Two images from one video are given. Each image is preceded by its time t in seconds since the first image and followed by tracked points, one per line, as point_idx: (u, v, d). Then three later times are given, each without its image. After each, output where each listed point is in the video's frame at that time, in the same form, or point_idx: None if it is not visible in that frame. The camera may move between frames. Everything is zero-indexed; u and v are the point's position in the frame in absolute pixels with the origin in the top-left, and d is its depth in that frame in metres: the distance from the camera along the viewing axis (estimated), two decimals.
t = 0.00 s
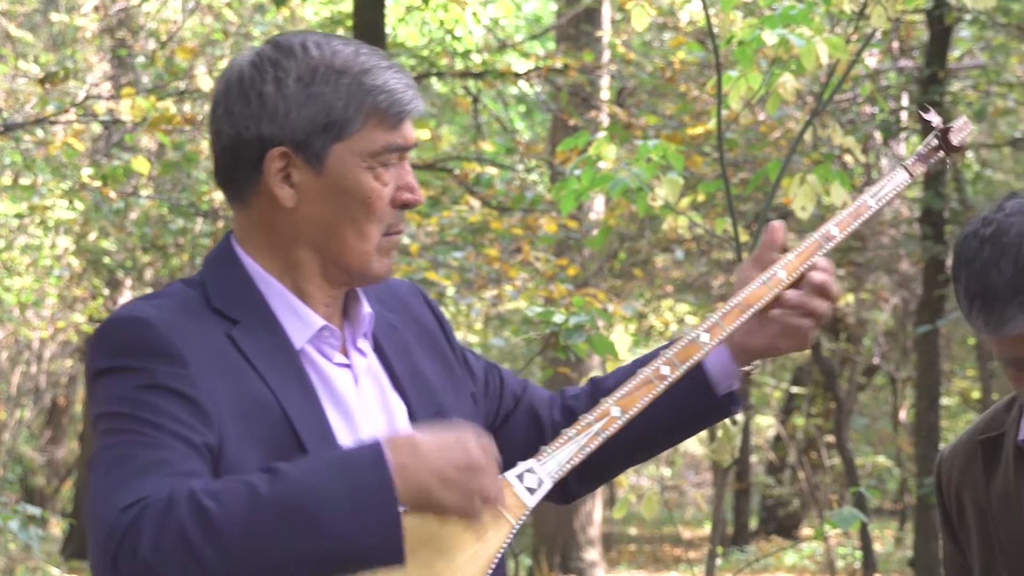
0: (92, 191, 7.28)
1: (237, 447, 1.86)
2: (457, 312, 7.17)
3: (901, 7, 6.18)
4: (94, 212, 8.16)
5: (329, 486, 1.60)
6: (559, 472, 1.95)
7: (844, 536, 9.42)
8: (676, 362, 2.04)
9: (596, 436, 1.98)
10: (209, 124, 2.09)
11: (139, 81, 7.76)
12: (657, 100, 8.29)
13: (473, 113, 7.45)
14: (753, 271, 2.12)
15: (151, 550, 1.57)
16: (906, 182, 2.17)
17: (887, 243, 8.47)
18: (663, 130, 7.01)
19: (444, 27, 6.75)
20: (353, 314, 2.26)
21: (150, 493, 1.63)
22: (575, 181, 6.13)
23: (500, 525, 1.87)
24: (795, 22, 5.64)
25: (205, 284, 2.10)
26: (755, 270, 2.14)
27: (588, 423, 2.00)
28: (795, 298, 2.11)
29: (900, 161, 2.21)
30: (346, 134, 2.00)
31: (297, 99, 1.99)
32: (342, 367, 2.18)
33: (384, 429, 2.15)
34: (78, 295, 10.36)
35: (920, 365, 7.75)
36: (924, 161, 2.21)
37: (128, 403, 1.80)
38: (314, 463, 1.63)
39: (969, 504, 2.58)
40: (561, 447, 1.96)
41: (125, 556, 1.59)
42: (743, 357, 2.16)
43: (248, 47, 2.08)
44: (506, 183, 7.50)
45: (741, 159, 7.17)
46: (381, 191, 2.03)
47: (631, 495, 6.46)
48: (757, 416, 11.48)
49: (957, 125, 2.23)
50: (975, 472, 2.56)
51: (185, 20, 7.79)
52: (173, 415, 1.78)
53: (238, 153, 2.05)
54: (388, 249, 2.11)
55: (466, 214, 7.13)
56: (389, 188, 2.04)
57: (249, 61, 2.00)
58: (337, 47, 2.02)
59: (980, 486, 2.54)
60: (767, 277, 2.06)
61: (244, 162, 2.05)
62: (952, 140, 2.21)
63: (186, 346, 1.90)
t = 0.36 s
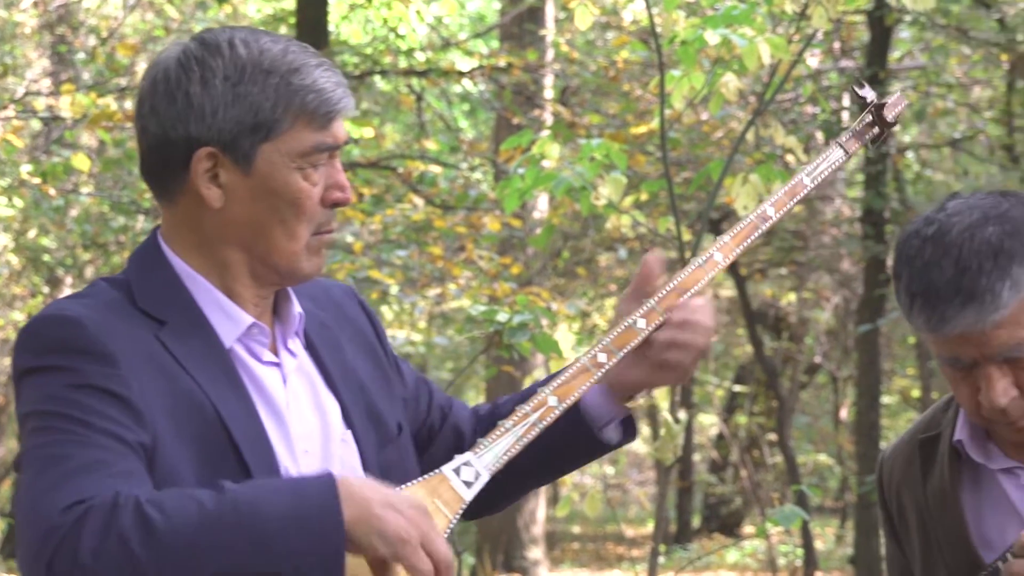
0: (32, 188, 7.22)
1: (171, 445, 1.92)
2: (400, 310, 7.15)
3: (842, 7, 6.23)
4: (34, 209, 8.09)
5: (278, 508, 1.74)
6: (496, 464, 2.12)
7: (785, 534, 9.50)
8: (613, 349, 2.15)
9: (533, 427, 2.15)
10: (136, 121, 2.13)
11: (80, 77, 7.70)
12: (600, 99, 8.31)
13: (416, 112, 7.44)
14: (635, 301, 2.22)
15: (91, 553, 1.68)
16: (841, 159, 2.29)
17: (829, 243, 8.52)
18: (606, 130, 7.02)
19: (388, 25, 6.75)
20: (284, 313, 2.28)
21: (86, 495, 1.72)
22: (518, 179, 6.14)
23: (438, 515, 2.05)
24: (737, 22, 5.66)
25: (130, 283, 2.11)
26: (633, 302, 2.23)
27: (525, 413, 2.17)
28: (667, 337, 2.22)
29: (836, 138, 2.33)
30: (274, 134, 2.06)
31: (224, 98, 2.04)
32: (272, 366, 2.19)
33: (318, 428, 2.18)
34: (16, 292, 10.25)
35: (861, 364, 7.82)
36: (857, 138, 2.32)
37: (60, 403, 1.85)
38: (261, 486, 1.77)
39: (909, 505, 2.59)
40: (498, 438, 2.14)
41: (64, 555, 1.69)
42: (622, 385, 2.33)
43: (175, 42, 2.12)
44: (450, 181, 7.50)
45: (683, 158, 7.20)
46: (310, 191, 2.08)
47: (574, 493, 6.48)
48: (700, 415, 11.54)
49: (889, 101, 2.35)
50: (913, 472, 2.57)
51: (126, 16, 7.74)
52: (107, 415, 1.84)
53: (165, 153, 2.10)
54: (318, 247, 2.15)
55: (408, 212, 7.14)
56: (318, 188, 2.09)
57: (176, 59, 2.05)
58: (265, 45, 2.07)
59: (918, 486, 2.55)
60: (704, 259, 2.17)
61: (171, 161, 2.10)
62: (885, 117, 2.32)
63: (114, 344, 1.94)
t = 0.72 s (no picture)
0: None
1: (123, 439, 1.95)
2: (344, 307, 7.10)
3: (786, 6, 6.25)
4: None
5: (229, 525, 1.78)
6: (445, 466, 2.12)
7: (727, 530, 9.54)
8: (561, 353, 2.14)
9: (482, 430, 2.13)
10: (106, 113, 2.18)
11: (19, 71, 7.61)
12: (544, 96, 8.30)
13: (361, 109, 7.43)
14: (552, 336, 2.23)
15: (42, 556, 1.68)
16: (786, 168, 2.25)
17: (771, 241, 8.57)
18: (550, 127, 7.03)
19: (332, 21, 6.72)
20: (242, 315, 2.37)
21: (40, 488, 1.72)
22: (462, 177, 6.13)
23: (387, 516, 2.05)
24: (681, 22, 5.65)
25: (91, 275, 2.16)
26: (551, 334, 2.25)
27: (475, 415, 2.14)
28: (592, 371, 2.23)
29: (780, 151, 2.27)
30: (246, 132, 2.14)
31: (198, 94, 2.11)
32: (228, 366, 2.28)
33: (272, 430, 2.27)
34: None
35: (803, 361, 7.87)
36: (802, 149, 2.26)
37: (14, 392, 1.85)
38: (222, 505, 1.80)
39: (848, 503, 2.60)
40: (449, 440, 2.13)
41: (13, 549, 1.69)
42: (552, 427, 2.31)
43: (147, 38, 2.19)
44: (394, 178, 7.50)
45: (627, 156, 7.22)
46: (277, 192, 2.17)
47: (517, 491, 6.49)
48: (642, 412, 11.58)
49: (832, 113, 2.29)
50: (852, 470, 2.59)
51: (66, 11, 7.65)
52: (61, 408, 1.85)
53: (135, 145, 2.16)
54: (280, 250, 2.24)
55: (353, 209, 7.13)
56: (286, 190, 2.18)
57: (152, 53, 2.11)
58: (243, 44, 2.15)
59: (857, 484, 2.57)
60: (650, 267, 2.16)
61: (140, 154, 2.16)
62: (829, 130, 2.26)
63: (72, 337, 1.96)
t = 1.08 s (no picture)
0: None
1: (61, 416, 2.01)
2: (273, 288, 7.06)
3: None
4: None
5: (155, 477, 1.85)
6: (383, 454, 2.26)
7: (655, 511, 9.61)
8: (503, 349, 2.31)
9: (421, 419, 2.27)
10: (59, 91, 2.22)
11: None
12: (475, 78, 8.28)
13: (291, 89, 7.39)
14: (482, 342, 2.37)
15: None
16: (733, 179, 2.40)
17: (700, 223, 8.62)
18: (480, 109, 7.02)
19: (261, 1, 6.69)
20: (189, 298, 2.38)
21: None
22: (392, 158, 6.11)
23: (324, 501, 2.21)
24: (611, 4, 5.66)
25: (38, 255, 2.19)
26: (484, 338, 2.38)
27: (415, 407, 2.28)
28: (517, 376, 2.33)
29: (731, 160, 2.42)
30: (198, 118, 2.18)
31: (152, 76, 2.16)
32: (172, 348, 2.30)
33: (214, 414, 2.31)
34: None
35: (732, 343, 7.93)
36: (750, 162, 2.39)
37: None
38: (149, 456, 1.88)
39: (775, 479, 2.70)
40: (388, 429, 2.27)
41: None
42: (480, 427, 2.42)
43: (104, 20, 2.23)
44: (324, 159, 7.48)
45: (558, 138, 7.22)
46: (225, 178, 2.20)
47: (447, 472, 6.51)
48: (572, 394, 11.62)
49: (784, 127, 2.41)
50: (779, 448, 2.68)
51: None
52: None
53: (85, 124, 2.18)
54: (226, 238, 2.27)
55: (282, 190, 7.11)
56: (234, 177, 2.22)
57: (108, 34, 2.16)
58: (200, 31, 2.21)
59: (784, 463, 2.67)
60: (596, 268, 2.35)
61: (89, 134, 2.19)
62: (779, 144, 2.39)
63: (12, 314, 2.03)
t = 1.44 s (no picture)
0: None
1: None
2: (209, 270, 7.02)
3: None
4: None
5: (68, 427, 1.96)
6: (315, 439, 2.22)
7: (592, 493, 9.67)
8: (437, 330, 2.32)
9: (354, 403, 2.24)
10: None
11: None
12: (412, 60, 8.25)
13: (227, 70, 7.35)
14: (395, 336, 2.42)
15: None
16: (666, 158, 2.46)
17: (637, 207, 8.66)
18: (418, 92, 7.01)
19: None
20: (111, 277, 2.36)
21: None
22: (329, 140, 6.09)
23: (253, 487, 2.18)
24: None
25: None
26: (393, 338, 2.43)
27: (347, 391, 2.25)
28: (427, 373, 2.36)
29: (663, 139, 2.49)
30: (118, 100, 2.16)
31: (71, 58, 2.13)
32: (95, 329, 2.28)
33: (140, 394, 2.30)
34: None
35: (669, 325, 7.98)
36: (683, 140, 2.48)
37: None
38: (52, 408, 1.98)
39: (712, 459, 2.78)
40: (320, 414, 2.23)
41: None
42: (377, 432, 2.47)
43: None
44: (260, 142, 7.46)
45: (495, 121, 7.22)
46: (147, 161, 2.19)
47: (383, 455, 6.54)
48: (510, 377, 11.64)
49: (715, 107, 2.51)
50: (718, 428, 2.77)
51: None
52: None
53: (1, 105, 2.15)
54: (146, 218, 2.26)
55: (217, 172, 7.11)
56: (156, 159, 2.20)
57: (26, 13, 2.12)
58: (119, 11, 2.18)
59: (723, 444, 2.75)
60: (530, 249, 2.35)
61: (5, 115, 2.15)
62: (711, 122, 2.48)
63: None
